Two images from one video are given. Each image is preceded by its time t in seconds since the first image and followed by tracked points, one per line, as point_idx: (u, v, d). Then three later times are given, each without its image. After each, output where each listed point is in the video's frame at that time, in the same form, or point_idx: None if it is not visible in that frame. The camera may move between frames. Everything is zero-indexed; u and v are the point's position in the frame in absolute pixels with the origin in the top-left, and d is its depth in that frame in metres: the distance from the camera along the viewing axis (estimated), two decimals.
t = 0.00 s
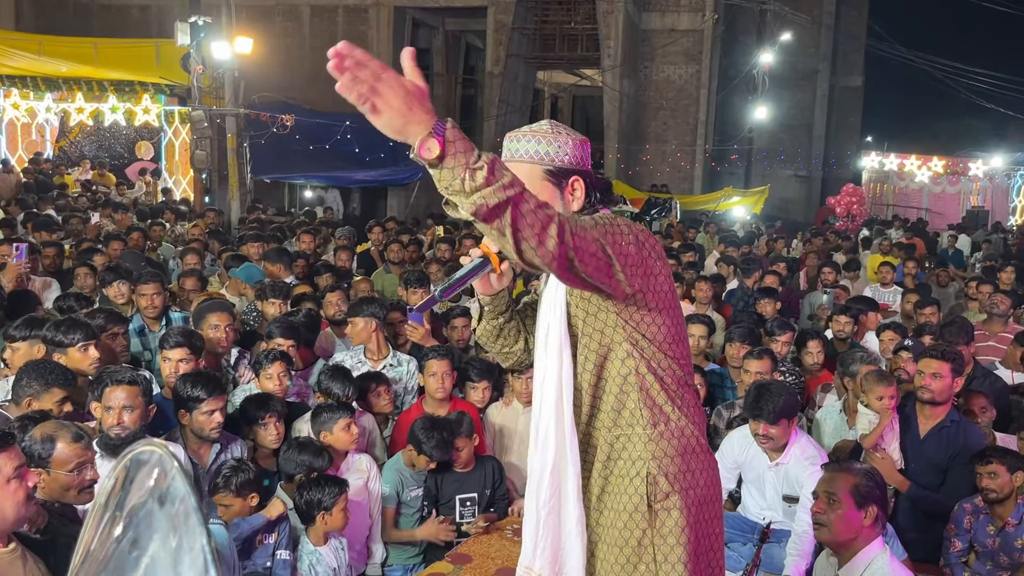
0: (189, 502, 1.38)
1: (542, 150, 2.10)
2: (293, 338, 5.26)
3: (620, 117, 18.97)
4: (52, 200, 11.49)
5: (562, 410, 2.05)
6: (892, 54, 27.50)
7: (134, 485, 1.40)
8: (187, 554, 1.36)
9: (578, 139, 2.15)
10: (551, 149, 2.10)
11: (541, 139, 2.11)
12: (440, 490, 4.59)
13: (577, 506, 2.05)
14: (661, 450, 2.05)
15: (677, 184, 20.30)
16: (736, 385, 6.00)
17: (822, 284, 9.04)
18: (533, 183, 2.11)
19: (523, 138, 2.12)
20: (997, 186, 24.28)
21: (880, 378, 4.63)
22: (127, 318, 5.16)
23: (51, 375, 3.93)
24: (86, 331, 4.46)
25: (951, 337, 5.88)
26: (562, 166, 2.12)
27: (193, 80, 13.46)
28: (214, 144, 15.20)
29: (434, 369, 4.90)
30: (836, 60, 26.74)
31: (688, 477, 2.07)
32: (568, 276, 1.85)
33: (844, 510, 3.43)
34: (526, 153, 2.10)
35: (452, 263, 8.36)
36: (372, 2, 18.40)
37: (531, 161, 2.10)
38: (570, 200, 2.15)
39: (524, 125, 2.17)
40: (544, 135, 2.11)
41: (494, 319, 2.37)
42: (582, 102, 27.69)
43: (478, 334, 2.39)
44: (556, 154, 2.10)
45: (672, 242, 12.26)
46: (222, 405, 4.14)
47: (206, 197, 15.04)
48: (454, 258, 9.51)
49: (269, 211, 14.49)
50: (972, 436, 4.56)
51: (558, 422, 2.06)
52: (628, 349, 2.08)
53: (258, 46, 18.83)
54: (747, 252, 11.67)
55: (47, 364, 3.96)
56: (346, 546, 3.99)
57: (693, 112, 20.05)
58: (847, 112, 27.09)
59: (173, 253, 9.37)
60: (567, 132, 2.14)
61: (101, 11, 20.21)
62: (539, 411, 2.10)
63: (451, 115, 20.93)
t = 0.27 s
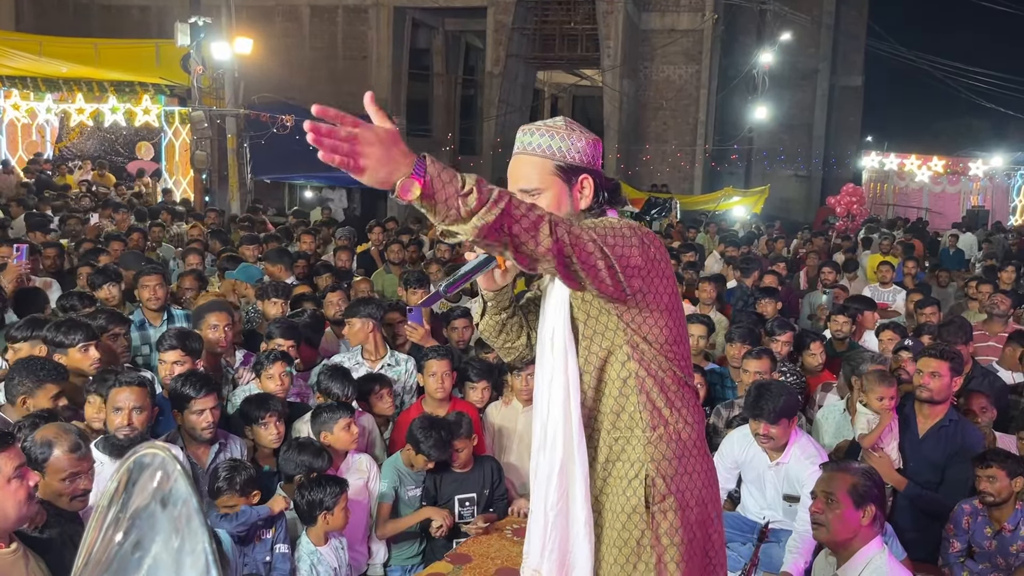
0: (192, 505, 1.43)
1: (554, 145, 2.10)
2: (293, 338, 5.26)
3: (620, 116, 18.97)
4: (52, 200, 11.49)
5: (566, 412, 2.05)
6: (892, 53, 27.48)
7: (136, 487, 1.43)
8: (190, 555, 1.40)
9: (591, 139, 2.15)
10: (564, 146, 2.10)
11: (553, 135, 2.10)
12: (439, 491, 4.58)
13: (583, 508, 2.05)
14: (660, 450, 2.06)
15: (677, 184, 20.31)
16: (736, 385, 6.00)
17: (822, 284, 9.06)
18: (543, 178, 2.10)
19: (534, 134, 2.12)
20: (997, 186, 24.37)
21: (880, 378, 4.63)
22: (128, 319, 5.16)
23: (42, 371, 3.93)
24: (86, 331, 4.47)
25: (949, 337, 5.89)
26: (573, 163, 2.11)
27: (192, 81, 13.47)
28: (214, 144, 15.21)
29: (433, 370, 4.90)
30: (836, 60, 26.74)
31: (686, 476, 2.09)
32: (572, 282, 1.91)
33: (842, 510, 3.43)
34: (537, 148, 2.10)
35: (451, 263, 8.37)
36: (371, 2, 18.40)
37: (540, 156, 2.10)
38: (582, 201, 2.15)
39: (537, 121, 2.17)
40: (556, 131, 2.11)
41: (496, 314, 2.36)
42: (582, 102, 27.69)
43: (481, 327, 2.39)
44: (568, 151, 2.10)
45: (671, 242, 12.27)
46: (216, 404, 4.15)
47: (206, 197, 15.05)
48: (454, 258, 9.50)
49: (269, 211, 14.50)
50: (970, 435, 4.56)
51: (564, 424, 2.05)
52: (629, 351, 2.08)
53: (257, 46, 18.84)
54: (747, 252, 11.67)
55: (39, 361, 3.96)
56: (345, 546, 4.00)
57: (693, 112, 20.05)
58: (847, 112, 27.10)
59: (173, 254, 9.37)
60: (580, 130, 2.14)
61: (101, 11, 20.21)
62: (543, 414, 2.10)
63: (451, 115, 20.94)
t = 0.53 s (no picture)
0: (195, 507, 1.45)
1: (559, 146, 2.10)
2: (293, 339, 5.26)
3: (620, 116, 18.97)
4: (53, 201, 11.51)
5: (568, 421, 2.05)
6: (893, 53, 27.47)
7: (141, 490, 1.46)
8: (194, 557, 1.44)
9: (596, 138, 2.14)
10: (569, 146, 2.10)
11: (559, 134, 2.11)
12: (438, 492, 4.57)
13: (580, 515, 2.06)
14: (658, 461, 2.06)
15: (677, 184, 20.31)
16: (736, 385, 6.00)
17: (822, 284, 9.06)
18: (549, 178, 2.11)
19: (539, 134, 2.12)
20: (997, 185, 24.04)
21: (880, 378, 4.64)
22: (127, 320, 5.16)
23: (42, 371, 3.93)
24: (83, 333, 4.47)
25: (949, 337, 5.89)
26: (578, 163, 2.11)
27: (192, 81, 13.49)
28: (215, 145, 15.22)
29: (433, 370, 4.90)
30: (836, 60, 26.75)
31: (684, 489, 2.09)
32: (597, 320, 1.96)
33: (840, 510, 3.43)
34: (542, 148, 2.10)
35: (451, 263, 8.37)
36: (372, 2, 18.41)
37: (544, 157, 2.10)
38: (588, 204, 2.16)
39: (543, 120, 2.17)
40: (562, 131, 2.11)
41: (499, 310, 2.39)
42: (582, 102, 27.70)
43: (483, 324, 2.41)
44: (573, 152, 2.10)
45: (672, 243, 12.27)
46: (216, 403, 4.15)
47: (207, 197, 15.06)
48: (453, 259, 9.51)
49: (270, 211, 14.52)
50: (969, 433, 4.56)
51: (564, 431, 2.06)
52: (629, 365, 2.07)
53: (258, 46, 18.85)
54: (747, 252, 11.67)
55: (37, 360, 3.96)
56: (344, 547, 4.00)
57: (693, 112, 20.05)
58: (847, 112, 27.10)
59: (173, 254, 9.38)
60: (585, 129, 2.14)
61: (101, 12, 20.22)
62: (542, 423, 2.10)
63: (451, 116, 20.95)
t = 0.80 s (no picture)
0: (199, 506, 1.46)
1: (560, 148, 2.11)
2: (293, 339, 5.26)
3: (620, 117, 18.97)
4: (54, 201, 11.52)
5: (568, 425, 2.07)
6: (892, 53, 27.47)
7: (143, 491, 1.45)
8: (198, 556, 1.45)
9: (597, 137, 2.15)
10: (570, 147, 2.12)
11: (559, 136, 2.12)
12: (439, 491, 4.58)
13: (567, 515, 2.08)
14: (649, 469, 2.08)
15: (677, 184, 20.32)
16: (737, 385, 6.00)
17: (822, 283, 9.06)
18: (552, 182, 2.12)
19: (540, 136, 2.13)
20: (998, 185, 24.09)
21: (882, 378, 4.63)
22: (127, 319, 5.16)
23: (41, 369, 3.93)
24: (82, 334, 4.47)
25: (948, 337, 5.89)
26: (580, 163, 2.13)
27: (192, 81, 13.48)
28: (215, 145, 15.22)
29: (433, 370, 4.90)
30: (836, 60, 26.75)
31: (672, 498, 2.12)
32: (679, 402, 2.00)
33: (838, 511, 3.43)
34: (544, 150, 2.12)
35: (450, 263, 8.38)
36: (371, 2, 18.40)
37: (546, 159, 2.12)
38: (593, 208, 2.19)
39: (544, 120, 2.18)
40: (562, 132, 2.12)
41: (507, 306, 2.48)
42: (582, 102, 27.70)
43: (490, 319, 2.52)
44: (575, 153, 2.12)
45: (672, 243, 12.27)
46: (209, 405, 4.15)
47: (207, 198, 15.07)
48: (453, 259, 9.51)
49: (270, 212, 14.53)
50: (967, 430, 4.56)
51: (560, 434, 2.08)
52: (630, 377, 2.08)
53: (258, 46, 18.85)
54: (747, 252, 11.68)
55: (36, 360, 3.96)
56: (343, 546, 4.02)
57: (693, 112, 20.04)
58: (847, 112, 27.10)
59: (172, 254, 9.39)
60: (586, 129, 2.15)
61: (101, 12, 20.22)
62: (542, 423, 2.14)
63: (451, 116, 20.94)
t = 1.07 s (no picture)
0: (196, 505, 1.42)
1: (541, 154, 2.12)
2: (292, 339, 5.25)
3: (619, 117, 18.96)
4: (53, 202, 11.49)
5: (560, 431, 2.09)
6: (892, 53, 27.48)
7: (138, 490, 1.42)
8: (193, 556, 1.41)
9: (578, 143, 2.17)
10: (553, 154, 2.13)
11: (541, 144, 2.13)
12: (437, 491, 4.57)
13: (556, 519, 2.11)
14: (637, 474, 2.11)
15: (676, 185, 20.31)
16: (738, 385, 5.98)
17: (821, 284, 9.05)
18: (535, 191, 2.14)
19: (521, 143, 2.14)
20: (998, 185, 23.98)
21: (883, 379, 4.63)
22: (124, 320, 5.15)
23: (35, 371, 3.91)
24: (79, 334, 4.46)
25: (948, 337, 5.88)
26: (563, 171, 2.14)
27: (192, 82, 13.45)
28: (215, 145, 15.21)
29: (432, 370, 4.90)
30: (836, 60, 26.73)
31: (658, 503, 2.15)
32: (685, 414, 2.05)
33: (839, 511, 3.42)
34: (525, 158, 2.13)
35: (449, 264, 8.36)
36: (371, 3, 18.39)
37: (528, 166, 2.13)
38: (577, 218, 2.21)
39: (526, 126, 2.19)
40: (544, 139, 2.13)
41: (491, 315, 2.46)
42: (582, 102, 27.69)
43: (476, 327, 2.47)
44: (558, 161, 2.13)
45: (672, 243, 12.25)
46: (195, 406, 4.13)
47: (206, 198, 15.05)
48: (453, 259, 9.50)
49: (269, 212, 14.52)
50: (964, 429, 4.54)
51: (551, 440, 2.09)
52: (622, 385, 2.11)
53: (257, 46, 18.85)
54: (746, 252, 11.66)
55: (30, 362, 3.95)
56: (339, 547, 4.01)
57: (693, 112, 20.03)
58: (847, 112, 27.11)
59: (171, 254, 9.37)
60: (568, 136, 2.16)
61: (100, 13, 20.19)
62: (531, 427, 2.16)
63: (451, 116, 20.92)
